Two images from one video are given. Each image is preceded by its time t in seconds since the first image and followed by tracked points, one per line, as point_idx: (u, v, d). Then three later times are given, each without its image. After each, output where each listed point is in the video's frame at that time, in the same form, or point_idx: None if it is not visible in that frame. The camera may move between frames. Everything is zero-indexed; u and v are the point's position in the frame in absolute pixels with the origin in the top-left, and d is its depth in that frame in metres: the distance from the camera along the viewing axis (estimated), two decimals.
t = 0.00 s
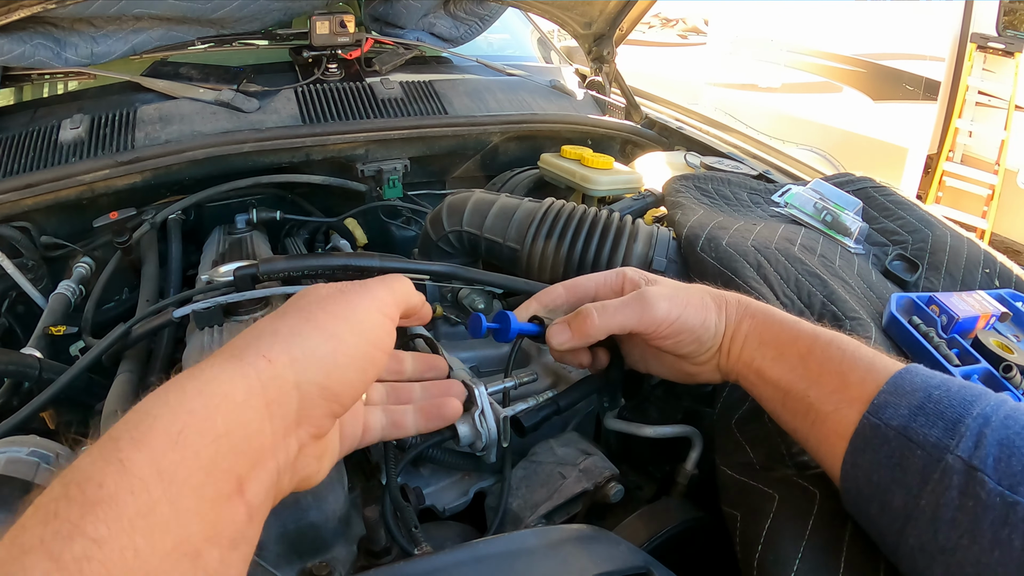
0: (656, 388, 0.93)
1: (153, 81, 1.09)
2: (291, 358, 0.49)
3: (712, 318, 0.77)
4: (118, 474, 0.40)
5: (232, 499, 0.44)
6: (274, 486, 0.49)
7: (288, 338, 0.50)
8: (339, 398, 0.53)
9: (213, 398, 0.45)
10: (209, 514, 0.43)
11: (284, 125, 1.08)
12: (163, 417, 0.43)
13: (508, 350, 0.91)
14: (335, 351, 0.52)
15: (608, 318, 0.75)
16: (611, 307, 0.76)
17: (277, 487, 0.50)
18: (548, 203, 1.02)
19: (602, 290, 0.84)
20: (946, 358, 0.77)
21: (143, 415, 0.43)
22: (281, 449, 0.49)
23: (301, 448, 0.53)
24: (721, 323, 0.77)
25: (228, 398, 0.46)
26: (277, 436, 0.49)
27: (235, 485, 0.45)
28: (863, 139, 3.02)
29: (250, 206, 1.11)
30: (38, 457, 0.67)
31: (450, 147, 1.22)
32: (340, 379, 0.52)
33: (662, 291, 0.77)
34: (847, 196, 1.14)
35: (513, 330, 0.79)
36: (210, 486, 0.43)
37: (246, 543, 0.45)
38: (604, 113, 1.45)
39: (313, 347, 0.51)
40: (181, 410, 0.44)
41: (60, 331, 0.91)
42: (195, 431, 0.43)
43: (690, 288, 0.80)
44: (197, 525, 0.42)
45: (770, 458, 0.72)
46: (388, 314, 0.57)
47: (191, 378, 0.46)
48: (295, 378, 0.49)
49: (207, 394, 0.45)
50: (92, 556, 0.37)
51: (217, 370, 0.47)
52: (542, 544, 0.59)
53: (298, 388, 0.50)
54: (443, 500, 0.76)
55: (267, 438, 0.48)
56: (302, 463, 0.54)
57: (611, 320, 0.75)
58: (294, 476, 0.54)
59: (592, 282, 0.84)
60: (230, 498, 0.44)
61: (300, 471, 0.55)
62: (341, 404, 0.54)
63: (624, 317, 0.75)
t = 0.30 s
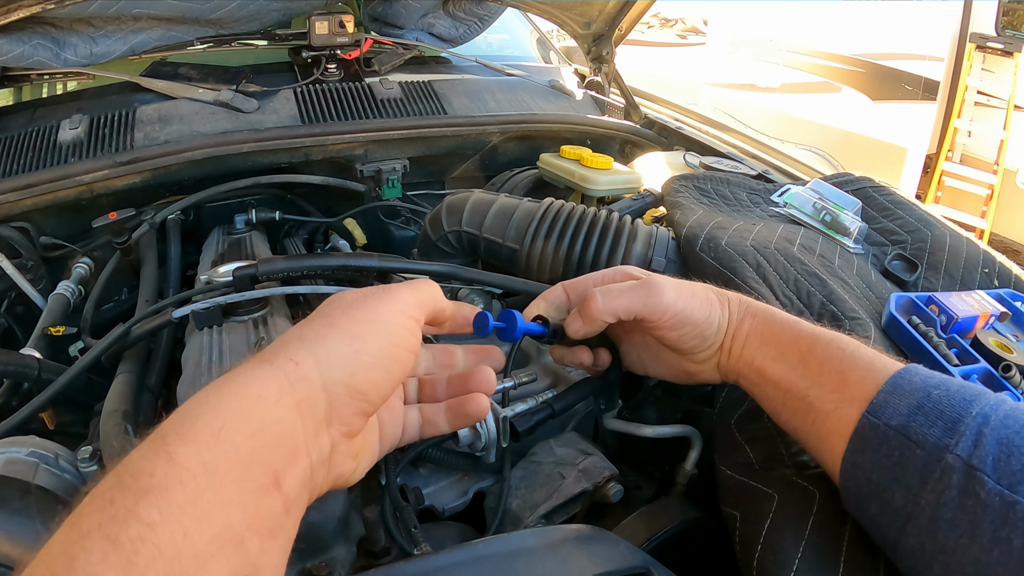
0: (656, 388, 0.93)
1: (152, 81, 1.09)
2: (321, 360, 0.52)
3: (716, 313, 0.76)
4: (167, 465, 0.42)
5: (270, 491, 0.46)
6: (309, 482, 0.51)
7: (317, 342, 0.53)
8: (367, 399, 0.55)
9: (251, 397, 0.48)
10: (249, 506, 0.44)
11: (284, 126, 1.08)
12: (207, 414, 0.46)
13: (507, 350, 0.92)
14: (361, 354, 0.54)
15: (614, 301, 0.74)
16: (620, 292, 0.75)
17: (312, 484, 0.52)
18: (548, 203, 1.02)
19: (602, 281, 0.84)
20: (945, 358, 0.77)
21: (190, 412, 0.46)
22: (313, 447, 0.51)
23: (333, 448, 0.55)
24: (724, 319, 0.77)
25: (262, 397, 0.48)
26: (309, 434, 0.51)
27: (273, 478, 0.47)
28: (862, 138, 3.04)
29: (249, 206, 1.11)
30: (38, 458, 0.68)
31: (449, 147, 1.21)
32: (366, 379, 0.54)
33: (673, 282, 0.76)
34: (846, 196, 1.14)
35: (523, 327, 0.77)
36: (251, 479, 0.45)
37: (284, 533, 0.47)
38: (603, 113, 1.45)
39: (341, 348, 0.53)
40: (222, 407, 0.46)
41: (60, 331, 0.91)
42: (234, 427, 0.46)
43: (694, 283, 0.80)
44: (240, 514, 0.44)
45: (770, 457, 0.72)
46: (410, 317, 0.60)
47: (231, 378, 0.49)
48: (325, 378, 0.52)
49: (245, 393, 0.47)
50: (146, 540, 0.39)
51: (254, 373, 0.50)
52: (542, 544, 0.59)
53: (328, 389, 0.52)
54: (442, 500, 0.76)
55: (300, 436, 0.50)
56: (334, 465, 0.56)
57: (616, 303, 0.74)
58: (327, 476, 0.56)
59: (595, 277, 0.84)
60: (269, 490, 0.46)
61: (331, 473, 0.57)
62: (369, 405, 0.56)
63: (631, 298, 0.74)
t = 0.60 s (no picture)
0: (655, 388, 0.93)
1: (152, 81, 1.09)
2: (376, 325, 0.58)
3: (717, 311, 0.76)
4: (237, 386, 0.48)
5: (317, 428, 0.51)
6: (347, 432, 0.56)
7: (372, 311, 0.59)
8: (408, 368, 0.61)
9: (313, 343, 0.53)
10: (300, 436, 0.49)
11: (283, 126, 1.08)
12: (275, 350, 0.51)
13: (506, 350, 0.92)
14: (411, 325, 0.60)
15: (616, 280, 0.77)
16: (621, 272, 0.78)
17: (348, 436, 0.57)
18: (547, 203, 1.02)
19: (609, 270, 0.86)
20: (945, 358, 0.77)
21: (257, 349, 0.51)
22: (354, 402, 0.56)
23: (370, 409, 0.60)
24: (725, 316, 0.77)
25: (319, 346, 0.53)
26: (353, 389, 0.56)
27: (320, 417, 0.52)
28: (861, 138, 3.04)
29: (249, 206, 1.11)
30: (38, 458, 0.67)
31: (449, 147, 1.22)
32: (411, 348, 0.60)
33: (676, 277, 0.76)
34: (846, 196, 1.14)
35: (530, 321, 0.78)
36: (305, 411, 0.50)
37: (322, 470, 0.52)
38: (603, 113, 1.45)
39: (393, 318, 0.59)
40: (288, 348, 0.52)
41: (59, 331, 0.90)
42: (294, 366, 0.51)
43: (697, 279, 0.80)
44: (292, 440, 0.49)
45: (769, 458, 0.72)
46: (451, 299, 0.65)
47: (294, 327, 0.54)
48: (372, 342, 0.57)
49: (309, 338, 0.53)
50: (216, 443, 0.44)
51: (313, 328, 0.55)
52: (542, 544, 0.59)
53: (373, 352, 0.57)
54: (442, 500, 0.76)
55: (347, 387, 0.55)
56: (369, 425, 0.61)
57: (617, 282, 0.77)
58: (362, 435, 0.60)
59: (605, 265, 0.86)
60: (317, 427, 0.51)
61: (365, 432, 0.61)
62: (408, 374, 0.62)
63: (627, 278, 0.77)
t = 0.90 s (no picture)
0: (656, 388, 0.93)
1: (152, 81, 1.09)
2: (305, 334, 0.58)
3: (719, 308, 0.76)
4: (194, 402, 0.51)
5: (278, 430, 0.52)
6: (315, 438, 0.56)
7: (300, 322, 0.58)
8: (356, 372, 0.59)
9: (254, 362, 0.55)
10: (260, 439, 0.51)
11: (283, 126, 1.08)
12: (222, 373, 0.54)
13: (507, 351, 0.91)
14: (337, 328, 0.58)
15: (619, 272, 0.77)
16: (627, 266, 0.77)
17: (320, 443, 0.57)
18: (547, 203, 1.02)
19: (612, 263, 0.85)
20: (945, 358, 0.77)
21: (215, 374, 0.54)
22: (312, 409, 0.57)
23: (332, 415, 0.59)
24: (726, 313, 0.77)
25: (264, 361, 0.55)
26: (306, 397, 0.56)
27: (280, 421, 0.53)
28: (861, 138, 3.04)
29: (248, 206, 1.11)
30: (38, 458, 0.67)
31: (449, 147, 1.22)
32: (348, 349, 0.58)
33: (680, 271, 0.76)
34: (846, 196, 1.14)
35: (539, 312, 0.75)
36: (260, 418, 0.52)
37: (294, 470, 0.53)
38: (603, 113, 1.45)
39: (320, 323, 0.58)
40: (233, 369, 0.54)
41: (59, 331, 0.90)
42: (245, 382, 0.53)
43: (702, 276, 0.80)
44: (252, 442, 0.50)
45: (769, 457, 0.72)
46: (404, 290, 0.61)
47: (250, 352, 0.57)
48: (312, 351, 0.57)
49: (249, 358, 0.55)
50: (178, 450, 0.47)
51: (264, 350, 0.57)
52: (542, 544, 0.59)
53: (318, 360, 0.57)
54: (442, 500, 0.75)
55: (297, 395, 0.55)
56: (341, 433, 0.60)
57: (619, 275, 0.77)
58: (334, 445, 0.60)
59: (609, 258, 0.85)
60: (278, 429, 0.53)
61: (340, 442, 0.60)
62: (357, 376, 0.59)
63: (631, 270, 0.76)
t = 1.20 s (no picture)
0: (656, 388, 0.93)
1: (152, 81, 1.09)
2: (334, 341, 0.56)
3: (717, 309, 0.76)
4: (212, 408, 0.49)
5: (297, 438, 0.51)
6: (333, 445, 0.55)
7: (328, 329, 0.57)
8: (382, 381, 0.58)
9: (276, 368, 0.53)
10: (279, 448, 0.50)
11: (283, 125, 1.08)
12: (242, 377, 0.52)
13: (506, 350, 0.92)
14: (367, 339, 0.57)
15: (614, 275, 0.77)
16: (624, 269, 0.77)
17: (337, 450, 0.56)
18: (547, 203, 1.02)
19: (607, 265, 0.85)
20: (945, 358, 0.77)
21: (235, 378, 0.53)
22: (333, 415, 0.55)
23: (353, 420, 0.58)
24: (725, 314, 0.77)
25: (286, 367, 0.54)
26: (327, 404, 0.55)
27: (299, 428, 0.52)
28: (861, 138, 3.04)
29: (249, 205, 1.11)
30: (38, 458, 0.67)
31: (449, 147, 1.22)
32: (374, 359, 0.57)
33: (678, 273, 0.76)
34: (846, 196, 1.14)
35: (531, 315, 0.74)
36: (279, 425, 0.51)
37: (312, 477, 0.52)
38: (603, 113, 1.45)
39: (350, 332, 0.57)
40: (254, 374, 0.52)
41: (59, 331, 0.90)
42: (265, 389, 0.52)
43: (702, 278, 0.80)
44: (271, 449, 0.49)
45: (769, 457, 0.72)
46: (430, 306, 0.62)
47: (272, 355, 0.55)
48: (339, 357, 0.56)
49: (271, 363, 0.53)
50: (196, 456, 0.46)
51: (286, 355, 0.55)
52: (541, 544, 0.59)
53: (342, 367, 0.56)
54: (442, 500, 0.75)
55: (318, 402, 0.54)
56: (359, 438, 0.59)
57: (616, 278, 0.77)
58: (352, 450, 0.58)
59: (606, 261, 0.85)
60: (296, 437, 0.51)
61: (357, 448, 0.59)
62: (383, 384, 0.58)
63: (626, 274, 0.76)
